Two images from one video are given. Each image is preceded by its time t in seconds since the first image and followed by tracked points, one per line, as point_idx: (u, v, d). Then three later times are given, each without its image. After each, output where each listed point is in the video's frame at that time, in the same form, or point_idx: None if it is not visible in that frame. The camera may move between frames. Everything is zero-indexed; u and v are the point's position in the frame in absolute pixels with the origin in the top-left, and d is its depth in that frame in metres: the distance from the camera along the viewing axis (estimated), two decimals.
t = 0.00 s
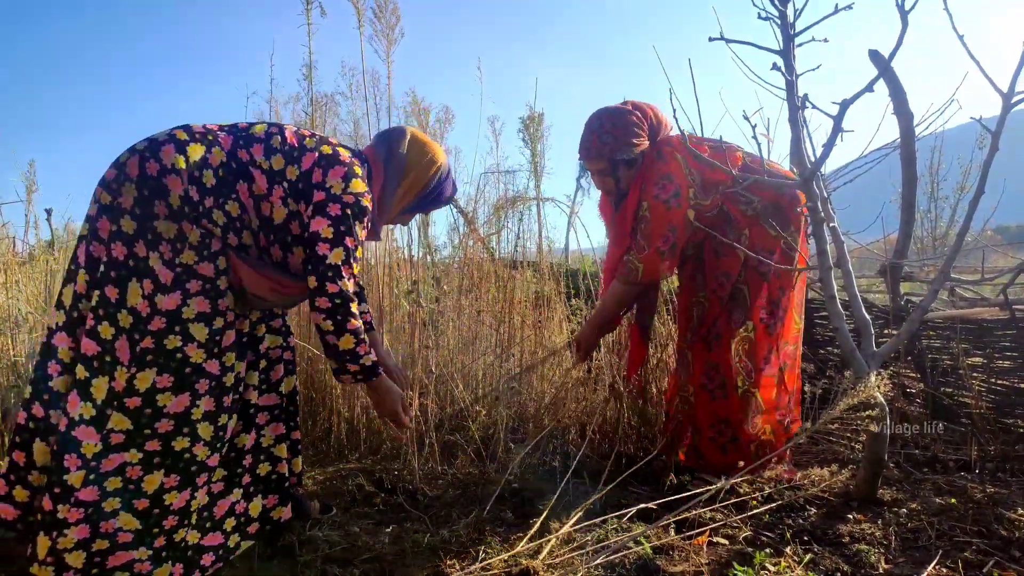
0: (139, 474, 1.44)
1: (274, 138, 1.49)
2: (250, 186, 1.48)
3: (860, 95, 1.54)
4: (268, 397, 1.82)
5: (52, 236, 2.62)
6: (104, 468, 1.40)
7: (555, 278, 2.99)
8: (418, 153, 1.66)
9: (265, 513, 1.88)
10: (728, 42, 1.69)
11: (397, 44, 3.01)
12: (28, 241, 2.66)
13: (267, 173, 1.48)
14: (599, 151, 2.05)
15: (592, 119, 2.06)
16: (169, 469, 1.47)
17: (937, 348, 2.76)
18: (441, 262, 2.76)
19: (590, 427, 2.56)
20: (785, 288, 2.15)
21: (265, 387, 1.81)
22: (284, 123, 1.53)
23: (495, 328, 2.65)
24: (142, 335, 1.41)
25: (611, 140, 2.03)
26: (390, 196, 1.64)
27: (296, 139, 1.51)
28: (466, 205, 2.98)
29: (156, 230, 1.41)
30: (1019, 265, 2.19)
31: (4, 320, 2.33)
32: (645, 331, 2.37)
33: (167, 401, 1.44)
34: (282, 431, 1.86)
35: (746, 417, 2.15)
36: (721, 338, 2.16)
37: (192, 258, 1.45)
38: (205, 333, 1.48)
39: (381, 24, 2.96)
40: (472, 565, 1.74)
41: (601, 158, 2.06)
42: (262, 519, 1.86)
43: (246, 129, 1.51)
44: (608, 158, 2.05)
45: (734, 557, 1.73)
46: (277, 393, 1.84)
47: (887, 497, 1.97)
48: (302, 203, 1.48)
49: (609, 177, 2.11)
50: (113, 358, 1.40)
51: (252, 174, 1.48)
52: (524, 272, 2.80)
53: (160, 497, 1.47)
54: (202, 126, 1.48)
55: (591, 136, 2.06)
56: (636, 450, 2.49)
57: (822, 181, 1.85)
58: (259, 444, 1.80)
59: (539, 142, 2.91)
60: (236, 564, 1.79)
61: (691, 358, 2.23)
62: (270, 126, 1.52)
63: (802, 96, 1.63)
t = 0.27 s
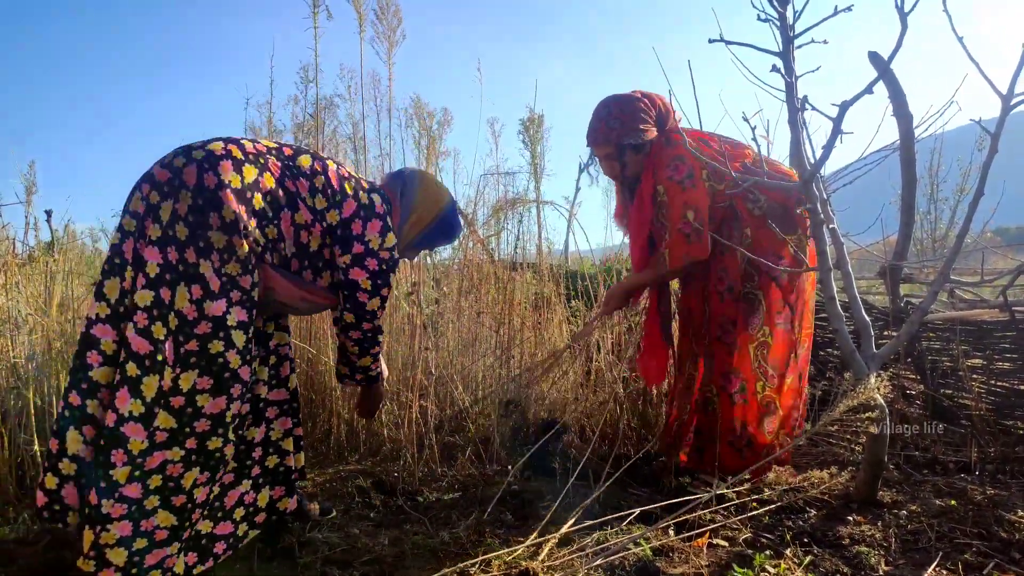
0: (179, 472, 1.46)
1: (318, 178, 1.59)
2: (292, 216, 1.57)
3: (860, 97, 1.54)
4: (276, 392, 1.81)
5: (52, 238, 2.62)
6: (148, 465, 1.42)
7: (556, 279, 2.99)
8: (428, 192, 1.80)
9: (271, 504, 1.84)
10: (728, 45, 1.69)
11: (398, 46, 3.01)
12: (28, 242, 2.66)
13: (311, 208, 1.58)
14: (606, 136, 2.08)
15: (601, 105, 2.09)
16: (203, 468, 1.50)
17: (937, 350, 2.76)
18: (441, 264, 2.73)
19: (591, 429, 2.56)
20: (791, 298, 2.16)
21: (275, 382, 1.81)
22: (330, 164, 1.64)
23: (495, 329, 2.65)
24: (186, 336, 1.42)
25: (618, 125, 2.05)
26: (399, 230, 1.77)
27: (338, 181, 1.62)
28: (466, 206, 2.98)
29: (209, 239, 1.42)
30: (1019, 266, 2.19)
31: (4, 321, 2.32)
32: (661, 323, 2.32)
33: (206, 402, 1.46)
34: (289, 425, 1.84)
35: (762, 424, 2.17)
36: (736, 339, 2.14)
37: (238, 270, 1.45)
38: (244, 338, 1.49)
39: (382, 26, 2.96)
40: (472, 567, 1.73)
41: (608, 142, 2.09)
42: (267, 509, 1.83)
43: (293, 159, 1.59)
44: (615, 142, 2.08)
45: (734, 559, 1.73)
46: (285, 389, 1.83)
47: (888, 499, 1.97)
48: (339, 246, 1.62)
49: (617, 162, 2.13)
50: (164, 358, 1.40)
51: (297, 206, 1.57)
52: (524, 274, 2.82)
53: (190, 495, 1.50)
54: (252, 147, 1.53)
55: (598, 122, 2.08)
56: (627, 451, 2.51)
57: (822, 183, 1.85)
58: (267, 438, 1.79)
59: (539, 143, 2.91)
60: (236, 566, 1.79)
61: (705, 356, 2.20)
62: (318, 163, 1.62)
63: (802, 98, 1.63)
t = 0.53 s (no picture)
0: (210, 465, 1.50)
1: (335, 189, 1.59)
2: (308, 223, 1.57)
3: (863, 96, 1.54)
4: (280, 390, 1.78)
5: (54, 238, 2.62)
6: (190, 459, 1.45)
7: (558, 280, 2.99)
8: (432, 206, 1.82)
9: (271, 498, 1.80)
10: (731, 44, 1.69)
11: (400, 46, 3.02)
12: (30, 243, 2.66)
13: (326, 218, 1.58)
14: (637, 69, 2.08)
15: (638, 45, 2.09)
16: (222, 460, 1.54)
17: (941, 350, 2.76)
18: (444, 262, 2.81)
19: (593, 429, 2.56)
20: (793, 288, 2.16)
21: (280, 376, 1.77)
22: (346, 175, 1.63)
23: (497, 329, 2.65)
24: (211, 332, 1.43)
25: (649, 59, 2.06)
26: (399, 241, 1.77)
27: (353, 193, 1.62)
28: (468, 206, 2.98)
29: (234, 238, 1.44)
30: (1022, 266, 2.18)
31: (7, 322, 2.33)
32: (666, 285, 2.36)
33: (223, 396, 1.49)
34: (292, 422, 1.81)
35: (760, 409, 2.15)
36: (739, 322, 2.13)
37: (260, 269, 1.49)
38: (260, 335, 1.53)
39: (383, 26, 2.96)
40: (475, 566, 1.73)
41: (637, 76, 2.08)
42: (266, 504, 1.78)
43: (312, 167, 1.58)
44: (644, 76, 2.08)
45: (737, 559, 1.73)
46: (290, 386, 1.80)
47: (891, 500, 1.97)
48: (348, 256, 1.63)
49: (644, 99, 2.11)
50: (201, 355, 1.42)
51: (315, 215, 1.57)
52: (526, 274, 2.84)
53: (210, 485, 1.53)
54: (275, 153, 1.54)
55: (631, 58, 2.09)
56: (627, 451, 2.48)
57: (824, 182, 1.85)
58: (270, 434, 1.76)
59: (541, 143, 2.91)
60: (239, 566, 1.80)
61: (705, 330, 2.19)
62: (335, 173, 1.62)
63: (804, 97, 1.63)
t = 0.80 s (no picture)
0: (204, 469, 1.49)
1: (322, 183, 1.60)
2: (296, 219, 1.57)
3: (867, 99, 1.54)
4: (280, 393, 1.81)
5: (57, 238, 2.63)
6: (187, 465, 1.45)
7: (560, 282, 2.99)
8: (430, 202, 1.83)
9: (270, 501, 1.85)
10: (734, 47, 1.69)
11: (401, 46, 3.02)
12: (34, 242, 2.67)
13: (315, 213, 1.59)
14: (647, 56, 2.08)
15: (645, 35, 2.10)
16: (214, 464, 1.55)
17: (944, 354, 2.76)
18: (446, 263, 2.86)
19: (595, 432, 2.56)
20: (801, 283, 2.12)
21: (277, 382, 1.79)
22: (334, 169, 1.64)
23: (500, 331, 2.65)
24: (200, 336, 1.43)
25: (658, 45, 2.07)
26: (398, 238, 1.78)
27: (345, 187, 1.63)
28: (471, 208, 2.98)
29: (218, 239, 1.43)
30: None
31: (10, 321, 2.33)
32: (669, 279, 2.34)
33: (216, 399, 1.50)
34: (292, 426, 1.84)
35: (760, 404, 2.12)
36: (742, 315, 2.13)
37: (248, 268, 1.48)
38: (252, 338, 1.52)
39: (385, 26, 2.97)
40: (476, 568, 1.73)
41: (647, 63, 2.08)
42: (266, 508, 1.83)
43: (299, 162, 1.59)
44: (654, 63, 2.08)
45: (739, 563, 1.72)
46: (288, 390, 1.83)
47: (893, 504, 1.96)
48: (340, 251, 1.64)
49: (655, 85, 2.11)
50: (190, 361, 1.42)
51: (302, 210, 1.57)
52: (528, 275, 2.84)
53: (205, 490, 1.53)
54: (260, 148, 1.54)
55: (638, 46, 2.09)
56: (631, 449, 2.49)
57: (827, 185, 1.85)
58: (269, 438, 1.78)
59: (544, 145, 2.91)
60: (240, 566, 1.80)
61: (710, 329, 2.20)
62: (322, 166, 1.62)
63: (807, 100, 1.63)
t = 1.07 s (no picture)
0: (182, 472, 1.46)
1: (313, 174, 1.59)
2: (285, 213, 1.57)
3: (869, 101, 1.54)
4: (270, 396, 1.83)
5: (59, 236, 2.63)
6: (157, 468, 1.42)
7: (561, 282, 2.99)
8: (429, 199, 1.82)
9: (261, 507, 1.86)
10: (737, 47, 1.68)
11: (403, 47, 3.03)
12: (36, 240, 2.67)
13: (304, 205, 1.58)
14: (644, 54, 2.06)
15: (643, 33, 2.08)
16: (200, 467, 1.51)
17: (945, 355, 2.76)
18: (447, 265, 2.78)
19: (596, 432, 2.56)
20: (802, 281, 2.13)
21: (267, 386, 1.82)
22: (326, 160, 1.63)
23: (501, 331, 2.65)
24: (181, 336, 1.43)
25: (655, 43, 2.05)
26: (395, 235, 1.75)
27: (335, 177, 1.61)
28: (473, 208, 2.98)
29: (203, 235, 1.43)
30: None
31: (12, 319, 2.34)
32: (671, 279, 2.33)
33: (202, 400, 1.48)
34: (281, 429, 1.86)
35: (767, 396, 2.12)
36: (755, 313, 2.13)
37: (233, 266, 1.46)
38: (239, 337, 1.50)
39: (387, 27, 2.97)
40: (476, 567, 1.73)
41: (646, 60, 2.05)
42: (257, 513, 1.83)
43: (289, 155, 1.59)
44: (653, 60, 2.05)
45: (739, 564, 1.72)
46: (277, 393, 1.84)
47: (893, 506, 1.96)
48: (329, 241, 1.61)
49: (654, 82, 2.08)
50: (165, 360, 1.41)
51: (291, 203, 1.57)
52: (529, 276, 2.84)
53: (191, 494, 1.49)
54: (249, 141, 1.53)
55: (637, 45, 2.07)
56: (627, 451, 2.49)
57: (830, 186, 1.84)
58: (258, 442, 1.81)
59: (546, 145, 2.92)
60: (240, 566, 1.80)
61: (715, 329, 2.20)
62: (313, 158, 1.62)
63: (810, 101, 1.63)
